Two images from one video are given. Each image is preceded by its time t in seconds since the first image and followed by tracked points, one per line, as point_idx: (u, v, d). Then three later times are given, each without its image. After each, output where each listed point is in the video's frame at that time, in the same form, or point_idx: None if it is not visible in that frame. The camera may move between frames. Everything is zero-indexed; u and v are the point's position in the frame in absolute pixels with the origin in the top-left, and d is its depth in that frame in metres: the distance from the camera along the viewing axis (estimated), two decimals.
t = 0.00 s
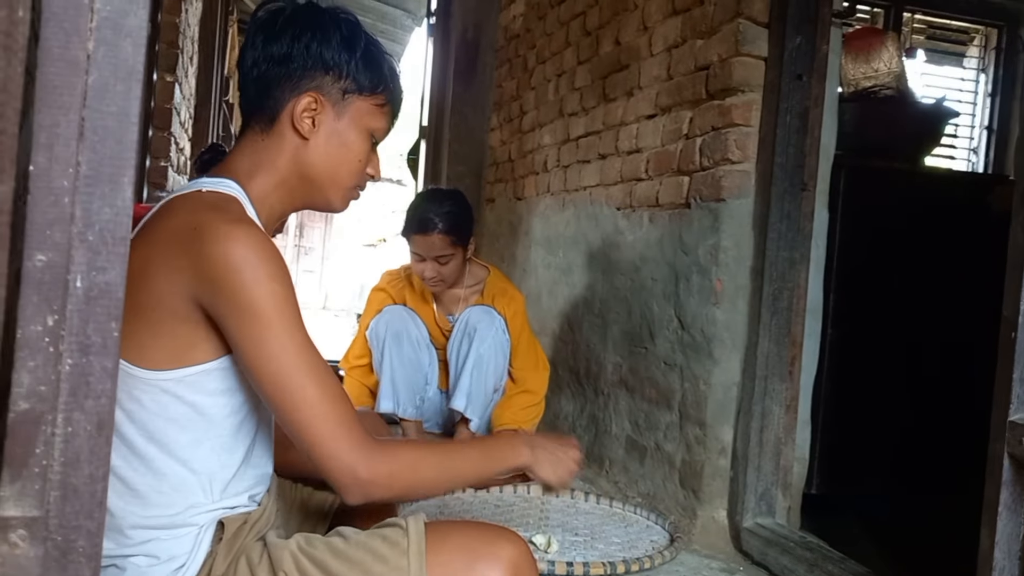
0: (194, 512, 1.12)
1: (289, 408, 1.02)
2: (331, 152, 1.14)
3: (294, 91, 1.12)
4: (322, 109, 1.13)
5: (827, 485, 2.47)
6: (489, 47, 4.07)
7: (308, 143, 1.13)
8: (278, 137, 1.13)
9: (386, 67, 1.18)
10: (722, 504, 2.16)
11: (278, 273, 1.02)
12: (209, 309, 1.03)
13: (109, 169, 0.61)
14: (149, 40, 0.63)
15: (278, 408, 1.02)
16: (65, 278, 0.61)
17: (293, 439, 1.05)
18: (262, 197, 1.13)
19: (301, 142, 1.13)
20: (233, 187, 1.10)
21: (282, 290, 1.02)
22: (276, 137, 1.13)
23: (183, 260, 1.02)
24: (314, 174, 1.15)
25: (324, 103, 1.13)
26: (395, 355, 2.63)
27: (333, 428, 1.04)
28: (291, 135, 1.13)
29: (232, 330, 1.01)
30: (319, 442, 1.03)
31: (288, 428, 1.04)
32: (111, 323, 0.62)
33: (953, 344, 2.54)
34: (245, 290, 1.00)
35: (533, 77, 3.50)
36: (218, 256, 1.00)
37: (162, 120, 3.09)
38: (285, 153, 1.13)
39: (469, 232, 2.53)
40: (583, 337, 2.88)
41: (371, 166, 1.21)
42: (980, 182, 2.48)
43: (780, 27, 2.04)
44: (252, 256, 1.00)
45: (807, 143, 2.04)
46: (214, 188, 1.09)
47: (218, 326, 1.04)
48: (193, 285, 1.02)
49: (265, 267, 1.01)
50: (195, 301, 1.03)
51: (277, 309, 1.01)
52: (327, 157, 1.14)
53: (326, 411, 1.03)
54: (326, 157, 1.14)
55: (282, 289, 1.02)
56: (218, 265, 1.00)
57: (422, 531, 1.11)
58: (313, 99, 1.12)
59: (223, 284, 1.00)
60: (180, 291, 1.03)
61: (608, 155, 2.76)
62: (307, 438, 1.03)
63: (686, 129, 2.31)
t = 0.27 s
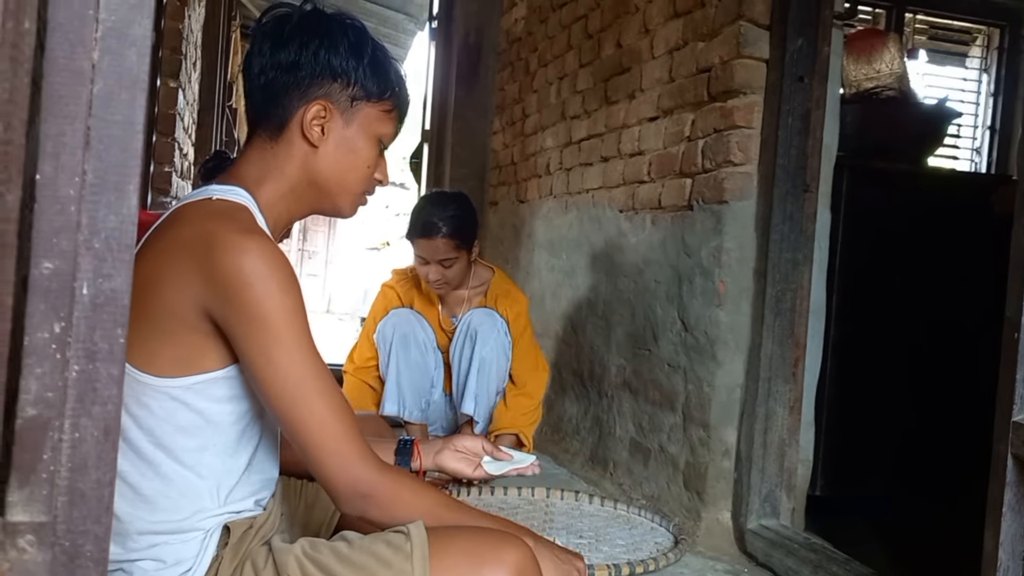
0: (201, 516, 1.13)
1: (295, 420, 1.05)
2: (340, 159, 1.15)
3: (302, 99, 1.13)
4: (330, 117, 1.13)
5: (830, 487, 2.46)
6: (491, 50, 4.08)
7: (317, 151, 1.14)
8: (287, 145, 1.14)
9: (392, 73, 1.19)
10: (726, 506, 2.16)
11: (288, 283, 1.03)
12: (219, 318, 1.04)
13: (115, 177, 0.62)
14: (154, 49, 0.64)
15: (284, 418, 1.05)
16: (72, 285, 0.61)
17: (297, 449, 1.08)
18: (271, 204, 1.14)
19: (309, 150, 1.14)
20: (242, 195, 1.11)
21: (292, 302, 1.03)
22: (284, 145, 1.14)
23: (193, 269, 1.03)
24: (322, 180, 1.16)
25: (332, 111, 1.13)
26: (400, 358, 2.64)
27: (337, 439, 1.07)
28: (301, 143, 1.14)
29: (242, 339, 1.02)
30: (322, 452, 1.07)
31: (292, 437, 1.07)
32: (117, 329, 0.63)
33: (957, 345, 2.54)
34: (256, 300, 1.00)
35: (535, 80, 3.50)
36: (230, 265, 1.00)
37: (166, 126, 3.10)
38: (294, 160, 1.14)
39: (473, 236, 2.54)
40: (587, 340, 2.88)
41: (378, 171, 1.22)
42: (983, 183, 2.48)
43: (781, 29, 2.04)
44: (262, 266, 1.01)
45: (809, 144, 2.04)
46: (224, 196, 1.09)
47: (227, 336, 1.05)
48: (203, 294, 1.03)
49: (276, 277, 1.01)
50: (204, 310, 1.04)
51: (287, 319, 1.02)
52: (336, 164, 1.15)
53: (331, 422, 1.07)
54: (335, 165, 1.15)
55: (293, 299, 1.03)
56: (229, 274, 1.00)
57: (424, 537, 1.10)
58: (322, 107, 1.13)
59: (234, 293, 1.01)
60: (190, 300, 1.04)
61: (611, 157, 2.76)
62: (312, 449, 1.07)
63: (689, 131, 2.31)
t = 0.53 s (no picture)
0: (203, 518, 1.13)
1: (295, 425, 1.05)
2: (346, 164, 1.16)
3: (312, 104, 1.12)
4: (339, 122, 1.14)
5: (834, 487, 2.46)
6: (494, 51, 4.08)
7: (325, 156, 1.15)
8: (295, 149, 1.14)
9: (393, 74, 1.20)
10: (730, 506, 2.16)
11: (291, 286, 1.03)
12: (221, 321, 1.04)
13: (110, 179, 0.62)
14: (148, 53, 0.64)
15: (285, 423, 1.05)
16: (67, 286, 0.62)
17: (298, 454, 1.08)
18: (275, 207, 1.15)
19: (318, 155, 1.15)
20: (243, 198, 1.11)
21: (295, 306, 1.03)
22: (292, 149, 1.14)
23: (196, 272, 1.03)
24: (326, 183, 1.17)
25: (342, 117, 1.14)
26: (405, 360, 2.64)
27: (338, 443, 1.08)
28: (309, 147, 1.14)
29: (244, 343, 1.03)
30: (323, 457, 1.07)
31: (294, 442, 1.07)
32: (113, 330, 0.63)
33: (960, 345, 2.53)
34: (259, 304, 1.01)
35: (538, 81, 3.50)
36: (233, 268, 1.01)
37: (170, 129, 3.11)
38: (301, 164, 1.15)
39: (476, 240, 2.54)
40: (591, 340, 2.89)
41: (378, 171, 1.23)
42: (985, 182, 2.47)
43: (782, 29, 2.04)
44: (265, 269, 1.01)
45: (811, 144, 2.04)
46: (225, 198, 1.09)
47: (231, 339, 1.05)
48: (206, 297, 1.03)
49: (278, 281, 1.02)
50: (207, 312, 1.04)
51: (289, 322, 1.02)
52: (342, 168, 1.16)
53: (332, 426, 1.07)
54: (341, 168, 1.16)
55: (295, 302, 1.03)
56: (233, 278, 1.01)
57: (426, 537, 1.10)
58: (332, 112, 1.13)
59: (237, 296, 1.01)
60: (193, 303, 1.04)
61: (613, 158, 2.76)
62: (313, 454, 1.07)
63: (691, 131, 2.31)
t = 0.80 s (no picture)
0: (209, 519, 1.13)
1: (305, 425, 1.05)
2: (355, 168, 1.19)
3: (339, 115, 1.13)
4: (359, 128, 1.16)
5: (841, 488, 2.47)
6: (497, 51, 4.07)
7: (341, 161, 1.17)
8: (312, 153, 1.14)
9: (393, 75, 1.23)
10: (736, 507, 2.16)
11: (300, 287, 1.03)
12: (230, 323, 1.03)
13: (123, 176, 0.61)
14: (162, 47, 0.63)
15: (295, 423, 1.05)
16: (80, 284, 0.61)
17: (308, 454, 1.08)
18: (283, 207, 1.16)
19: (335, 161, 1.16)
20: (248, 196, 1.10)
21: (304, 305, 1.03)
22: (310, 153, 1.14)
23: (203, 273, 1.02)
24: (331, 184, 1.18)
25: (361, 125, 1.16)
26: (408, 360, 2.63)
27: (347, 442, 1.08)
28: (328, 153, 1.15)
29: (254, 344, 1.02)
30: (333, 457, 1.07)
31: (304, 443, 1.07)
32: (126, 329, 0.63)
33: (965, 346, 2.51)
34: (268, 306, 1.00)
35: (542, 81, 3.50)
36: (242, 270, 1.00)
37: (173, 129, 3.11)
38: (316, 168, 1.16)
39: (481, 240, 2.53)
40: (595, 341, 2.88)
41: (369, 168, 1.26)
42: (988, 182, 2.44)
43: (788, 28, 2.04)
44: (274, 270, 1.00)
45: (817, 144, 2.03)
46: (230, 198, 1.08)
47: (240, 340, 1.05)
48: (214, 299, 1.02)
49: (287, 282, 1.01)
50: (215, 314, 1.03)
51: (298, 324, 1.02)
52: (350, 170, 1.19)
53: (341, 426, 1.07)
54: (350, 171, 1.19)
55: (304, 304, 1.03)
56: (242, 280, 1.00)
57: (433, 535, 1.10)
58: (355, 122, 1.15)
59: (247, 298, 1.00)
60: (201, 304, 1.03)
61: (618, 158, 2.76)
62: (324, 454, 1.07)
63: (696, 131, 2.30)
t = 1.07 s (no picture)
0: (215, 519, 1.13)
1: (318, 421, 1.05)
2: (356, 165, 1.20)
3: (345, 113, 1.13)
4: (363, 128, 1.17)
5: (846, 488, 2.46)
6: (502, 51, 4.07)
7: (345, 159, 1.18)
8: (318, 152, 1.15)
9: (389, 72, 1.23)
10: (740, 508, 2.15)
11: (311, 285, 1.03)
12: (240, 321, 1.03)
13: (131, 176, 0.61)
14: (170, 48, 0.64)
15: (307, 420, 1.06)
16: (89, 284, 0.61)
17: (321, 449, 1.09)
18: (289, 205, 1.16)
19: (339, 159, 1.17)
20: (255, 195, 1.10)
21: (314, 301, 1.03)
22: (316, 151, 1.14)
23: (213, 271, 1.02)
24: (333, 182, 1.19)
25: (365, 123, 1.17)
26: (411, 360, 2.63)
27: (359, 438, 1.08)
28: (334, 151, 1.16)
29: (265, 342, 1.02)
30: (346, 453, 1.08)
31: (317, 440, 1.08)
32: (134, 329, 0.63)
33: (971, 345, 2.52)
34: (280, 303, 1.01)
35: (546, 82, 3.50)
36: (253, 268, 1.00)
37: (178, 129, 3.11)
38: (322, 166, 1.16)
39: (484, 241, 2.53)
40: (599, 341, 2.88)
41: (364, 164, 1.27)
42: (994, 183, 2.46)
43: (793, 29, 2.04)
44: (284, 268, 1.01)
45: (822, 145, 2.03)
46: (238, 196, 1.08)
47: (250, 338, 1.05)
48: (224, 297, 1.02)
49: (297, 280, 1.01)
50: (224, 312, 1.03)
51: (309, 321, 1.02)
52: (351, 168, 1.20)
53: (354, 422, 1.07)
54: (351, 169, 1.20)
55: (314, 301, 1.03)
56: (253, 278, 1.00)
57: (439, 534, 1.10)
58: (359, 121, 1.16)
59: (258, 296, 1.00)
60: (210, 303, 1.03)
61: (622, 159, 2.76)
62: (337, 451, 1.08)
63: (701, 131, 2.30)
